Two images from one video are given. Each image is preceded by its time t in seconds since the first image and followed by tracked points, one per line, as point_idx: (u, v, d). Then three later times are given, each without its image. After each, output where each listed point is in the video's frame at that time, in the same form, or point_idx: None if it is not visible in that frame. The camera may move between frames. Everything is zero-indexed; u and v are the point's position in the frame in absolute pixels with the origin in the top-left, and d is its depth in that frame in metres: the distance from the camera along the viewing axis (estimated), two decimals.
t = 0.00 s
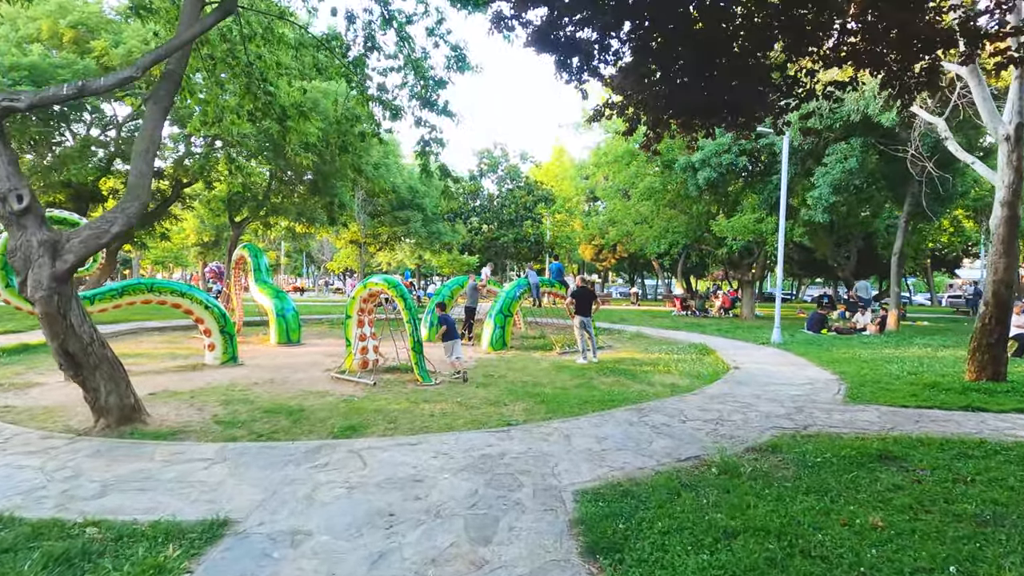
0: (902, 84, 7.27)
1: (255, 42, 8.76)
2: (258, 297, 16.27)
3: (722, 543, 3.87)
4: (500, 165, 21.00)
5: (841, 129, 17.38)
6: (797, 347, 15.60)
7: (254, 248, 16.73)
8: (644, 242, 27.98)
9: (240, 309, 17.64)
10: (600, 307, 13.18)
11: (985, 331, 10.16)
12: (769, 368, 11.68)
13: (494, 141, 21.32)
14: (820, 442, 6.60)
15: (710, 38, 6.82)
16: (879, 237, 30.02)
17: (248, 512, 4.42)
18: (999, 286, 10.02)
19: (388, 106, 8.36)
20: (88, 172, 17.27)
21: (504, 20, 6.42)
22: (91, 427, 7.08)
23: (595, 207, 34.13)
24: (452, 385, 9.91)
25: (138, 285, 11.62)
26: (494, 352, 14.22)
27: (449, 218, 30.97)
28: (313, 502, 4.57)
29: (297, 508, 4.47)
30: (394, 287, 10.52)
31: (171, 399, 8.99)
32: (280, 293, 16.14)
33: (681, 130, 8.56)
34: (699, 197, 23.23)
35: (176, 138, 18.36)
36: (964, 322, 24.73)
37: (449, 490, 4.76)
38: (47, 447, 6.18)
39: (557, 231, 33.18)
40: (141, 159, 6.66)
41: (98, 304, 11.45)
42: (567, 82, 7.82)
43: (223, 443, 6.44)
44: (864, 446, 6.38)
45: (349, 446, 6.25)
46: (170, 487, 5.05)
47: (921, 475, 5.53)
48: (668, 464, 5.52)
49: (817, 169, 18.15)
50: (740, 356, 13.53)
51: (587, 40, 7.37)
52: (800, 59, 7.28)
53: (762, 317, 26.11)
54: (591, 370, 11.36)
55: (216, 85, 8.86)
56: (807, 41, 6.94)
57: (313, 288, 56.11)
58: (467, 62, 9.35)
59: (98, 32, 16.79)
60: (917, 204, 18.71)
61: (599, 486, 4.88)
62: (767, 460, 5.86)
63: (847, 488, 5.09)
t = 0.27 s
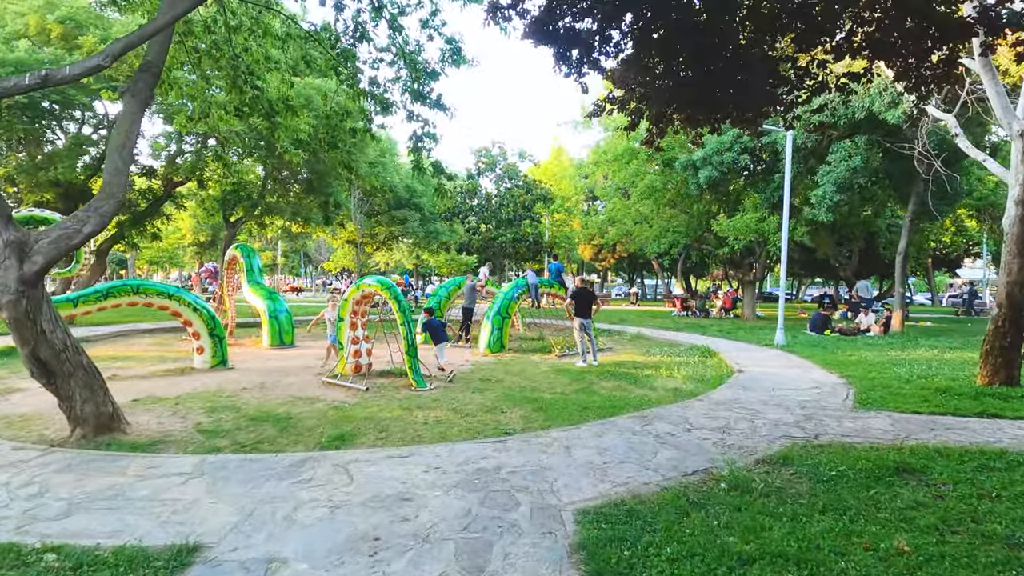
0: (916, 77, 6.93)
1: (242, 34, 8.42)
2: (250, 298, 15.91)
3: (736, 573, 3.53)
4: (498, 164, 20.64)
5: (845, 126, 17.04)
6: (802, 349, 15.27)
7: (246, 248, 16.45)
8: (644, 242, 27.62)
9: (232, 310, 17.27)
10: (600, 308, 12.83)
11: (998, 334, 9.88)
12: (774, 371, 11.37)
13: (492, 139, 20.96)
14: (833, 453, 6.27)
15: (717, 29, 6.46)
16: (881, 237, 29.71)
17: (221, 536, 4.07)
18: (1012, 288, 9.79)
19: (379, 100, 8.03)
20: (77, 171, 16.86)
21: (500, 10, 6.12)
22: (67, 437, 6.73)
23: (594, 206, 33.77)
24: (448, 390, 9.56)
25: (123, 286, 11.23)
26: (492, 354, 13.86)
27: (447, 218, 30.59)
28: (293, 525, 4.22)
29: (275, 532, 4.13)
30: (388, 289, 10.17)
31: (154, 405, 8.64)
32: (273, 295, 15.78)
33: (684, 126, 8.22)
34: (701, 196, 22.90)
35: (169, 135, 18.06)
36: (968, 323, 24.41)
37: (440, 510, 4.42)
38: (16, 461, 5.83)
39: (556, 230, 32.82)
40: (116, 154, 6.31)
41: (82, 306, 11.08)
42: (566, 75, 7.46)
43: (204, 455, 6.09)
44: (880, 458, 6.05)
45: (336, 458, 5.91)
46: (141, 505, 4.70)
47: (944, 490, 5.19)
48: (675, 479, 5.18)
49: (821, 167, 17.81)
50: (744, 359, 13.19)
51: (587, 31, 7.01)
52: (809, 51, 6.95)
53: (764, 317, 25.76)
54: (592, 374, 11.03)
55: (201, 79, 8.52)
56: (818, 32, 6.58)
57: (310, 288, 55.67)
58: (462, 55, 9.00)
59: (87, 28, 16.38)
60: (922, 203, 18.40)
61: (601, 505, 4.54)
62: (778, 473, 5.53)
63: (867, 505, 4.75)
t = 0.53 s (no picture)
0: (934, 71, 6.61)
1: (230, 26, 8.11)
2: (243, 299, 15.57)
3: None
4: (497, 163, 20.31)
5: (851, 125, 16.72)
6: (807, 351, 14.95)
7: (240, 248, 16.18)
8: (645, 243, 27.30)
9: (226, 312, 16.94)
10: (601, 310, 12.50)
11: (1013, 338, 9.56)
12: (781, 375, 11.05)
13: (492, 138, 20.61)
14: (849, 464, 5.94)
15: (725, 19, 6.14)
16: (884, 237, 29.40)
17: (194, 562, 3.73)
18: None
19: (372, 94, 7.72)
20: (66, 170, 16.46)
21: None
22: (43, 447, 6.42)
23: (595, 207, 33.44)
24: (444, 395, 9.23)
25: (109, 287, 10.88)
26: (490, 357, 13.53)
27: (446, 218, 30.26)
28: (272, 549, 3.88)
29: (253, 556, 3.80)
30: (383, 290, 9.85)
31: (138, 412, 8.31)
32: (267, 296, 15.46)
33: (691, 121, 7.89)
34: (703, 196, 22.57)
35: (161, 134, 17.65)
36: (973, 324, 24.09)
37: (432, 532, 4.09)
38: None
39: (556, 231, 32.49)
40: (93, 149, 5.99)
41: (66, 308, 10.76)
42: (567, 69, 7.13)
43: (184, 467, 5.76)
44: (900, 470, 5.72)
45: (324, 471, 5.58)
46: (111, 525, 4.36)
47: (971, 506, 4.87)
48: (684, 495, 4.86)
49: (826, 167, 17.49)
50: (749, 362, 12.87)
51: (589, 22, 6.67)
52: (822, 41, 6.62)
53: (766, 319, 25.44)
54: (593, 378, 10.70)
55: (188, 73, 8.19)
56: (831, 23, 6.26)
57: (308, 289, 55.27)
58: (460, 49, 8.67)
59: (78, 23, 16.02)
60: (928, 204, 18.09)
61: (606, 525, 4.21)
62: (794, 489, 5.19)
63: (891, 525, 4.42)
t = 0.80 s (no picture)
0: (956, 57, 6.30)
1: (218, 12, 7.79)
2: (237, 298, 15.23)
3: None
4: (497, 160, 19.96)
5: (858, 121, 16.39)
6: (813, 352, 14.63)
7: (234, 246, 15.87)
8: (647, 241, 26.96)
9: (220, 311, 16.59)
10: (604, 310, 12.16)
11: None
12: (788, 377, 10.73)
13: (491, 135, 20.27)
14: (870, 472, 5.61)
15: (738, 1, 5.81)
16: (888, 236, 29.07)
17: None
18: None
19: (366, 82, 7.41)
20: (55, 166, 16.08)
21: None
22: (19, 454, 6.07)
23: (595, 205, 33.10)
24: (442, 398, 8.90)
25: (95, 286, 10.41)
26: (490, 358, 13.20)
27: (445, 216, 29.91)
28: (252, 569, 3.55)
29: None
30: (380, 289, 9.50)
31: (123, 415, 7.97)
32: (261, 295, 15.11)
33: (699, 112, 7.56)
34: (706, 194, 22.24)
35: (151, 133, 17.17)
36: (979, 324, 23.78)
37: (427, 550, 3.76)
38: None
39: (556, 229, 32.15)
40: (68, 138, 5.64)
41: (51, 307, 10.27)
42: (571, 57, 6.79)
43: (165, 476, 5.42)
44: (925, 478, 5.40)
45: (313, 480, 5.24)
46: (79, 541, 4.03)
47: (1005, 518, 4.54)
48: (698, 508, 4.53)
49: (831, 164, 17.16)
50: (755, 362, 12.53)
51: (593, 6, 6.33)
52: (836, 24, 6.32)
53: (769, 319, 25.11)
54: (596, 380, 10.37)
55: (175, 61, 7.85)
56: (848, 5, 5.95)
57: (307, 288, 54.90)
58: (459, 37, 8.34)
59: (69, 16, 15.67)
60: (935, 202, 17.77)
61: (616, 542, 3.88)
62: (815, 499, 4.86)
63: (924, 540, 4.10)
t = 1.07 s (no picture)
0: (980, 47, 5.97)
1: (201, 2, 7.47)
2: (229, 301, 14.87)
3: None
4: (495, 159, 19.60)
5: (862, 119, 16.08)
6: (818, 355, 14.32)
7: (226, 248, 15.53)
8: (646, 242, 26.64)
9: (212, 314, 16.23)
10: (605, 312, 11.81)
11: None
12: (795, 382, 10.42)
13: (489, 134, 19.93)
14: (890, 488, 5.29)
15: None
16: (890, 236, 28.78)
17: None
18: None
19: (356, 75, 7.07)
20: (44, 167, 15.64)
21: None
22: None
23: (594, 205, 32.78)
24: (437, 405, 8.55)
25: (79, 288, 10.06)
26: (487, 362, 12.85)
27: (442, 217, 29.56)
28: None
29: None
30: (374, 291, 9.19)
31: (104, 425, 7.63)
32: (253, 297, 14.76)
33: (705, 108, 7.24)
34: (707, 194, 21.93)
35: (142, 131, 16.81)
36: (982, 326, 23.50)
37: None
38: None
39: (555, 230, 31.84)
40: (36, 134, 5.30)
41: (31, 310, 9.82)
42: (571, 50, 6.46)
43: (140, 494, 5.08)
44: (949, 495, 5.08)
45: (297, 499, 4.90)
46: (36, 573, 3.69)
47: None
48: (710, 531, 4.21)
49: (835, 163, 16.84)
50: (760, 367, 12.19)
51: None
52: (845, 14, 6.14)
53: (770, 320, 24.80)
54: (597, 385, 10.04)
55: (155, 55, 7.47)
56: None
57: (304, 289, 54.45)
58: (455, 30, 8.00)
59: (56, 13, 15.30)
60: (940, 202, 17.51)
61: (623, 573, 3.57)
62: (835, 520, 4.55)
63: (957, 569, 3.77)
